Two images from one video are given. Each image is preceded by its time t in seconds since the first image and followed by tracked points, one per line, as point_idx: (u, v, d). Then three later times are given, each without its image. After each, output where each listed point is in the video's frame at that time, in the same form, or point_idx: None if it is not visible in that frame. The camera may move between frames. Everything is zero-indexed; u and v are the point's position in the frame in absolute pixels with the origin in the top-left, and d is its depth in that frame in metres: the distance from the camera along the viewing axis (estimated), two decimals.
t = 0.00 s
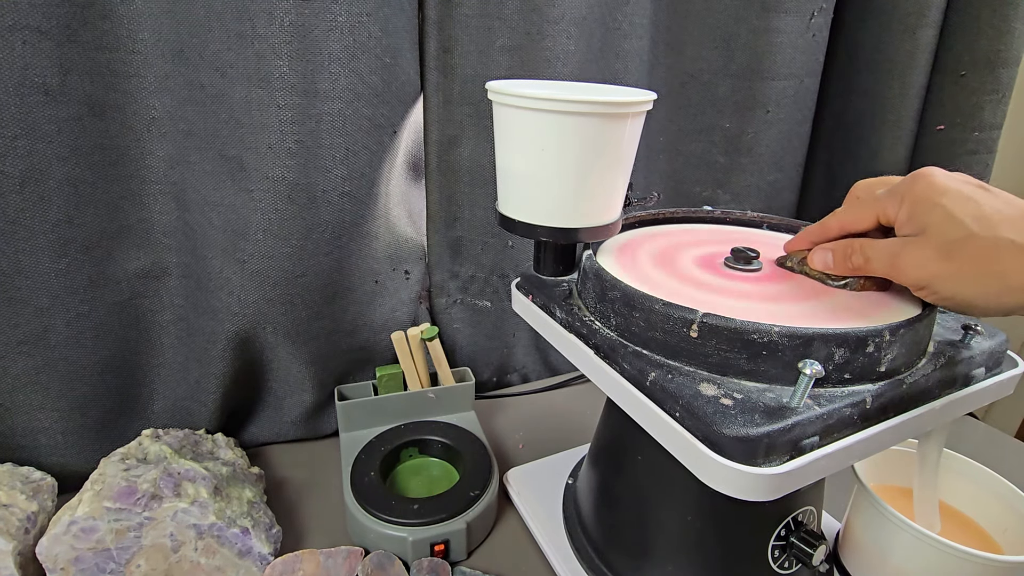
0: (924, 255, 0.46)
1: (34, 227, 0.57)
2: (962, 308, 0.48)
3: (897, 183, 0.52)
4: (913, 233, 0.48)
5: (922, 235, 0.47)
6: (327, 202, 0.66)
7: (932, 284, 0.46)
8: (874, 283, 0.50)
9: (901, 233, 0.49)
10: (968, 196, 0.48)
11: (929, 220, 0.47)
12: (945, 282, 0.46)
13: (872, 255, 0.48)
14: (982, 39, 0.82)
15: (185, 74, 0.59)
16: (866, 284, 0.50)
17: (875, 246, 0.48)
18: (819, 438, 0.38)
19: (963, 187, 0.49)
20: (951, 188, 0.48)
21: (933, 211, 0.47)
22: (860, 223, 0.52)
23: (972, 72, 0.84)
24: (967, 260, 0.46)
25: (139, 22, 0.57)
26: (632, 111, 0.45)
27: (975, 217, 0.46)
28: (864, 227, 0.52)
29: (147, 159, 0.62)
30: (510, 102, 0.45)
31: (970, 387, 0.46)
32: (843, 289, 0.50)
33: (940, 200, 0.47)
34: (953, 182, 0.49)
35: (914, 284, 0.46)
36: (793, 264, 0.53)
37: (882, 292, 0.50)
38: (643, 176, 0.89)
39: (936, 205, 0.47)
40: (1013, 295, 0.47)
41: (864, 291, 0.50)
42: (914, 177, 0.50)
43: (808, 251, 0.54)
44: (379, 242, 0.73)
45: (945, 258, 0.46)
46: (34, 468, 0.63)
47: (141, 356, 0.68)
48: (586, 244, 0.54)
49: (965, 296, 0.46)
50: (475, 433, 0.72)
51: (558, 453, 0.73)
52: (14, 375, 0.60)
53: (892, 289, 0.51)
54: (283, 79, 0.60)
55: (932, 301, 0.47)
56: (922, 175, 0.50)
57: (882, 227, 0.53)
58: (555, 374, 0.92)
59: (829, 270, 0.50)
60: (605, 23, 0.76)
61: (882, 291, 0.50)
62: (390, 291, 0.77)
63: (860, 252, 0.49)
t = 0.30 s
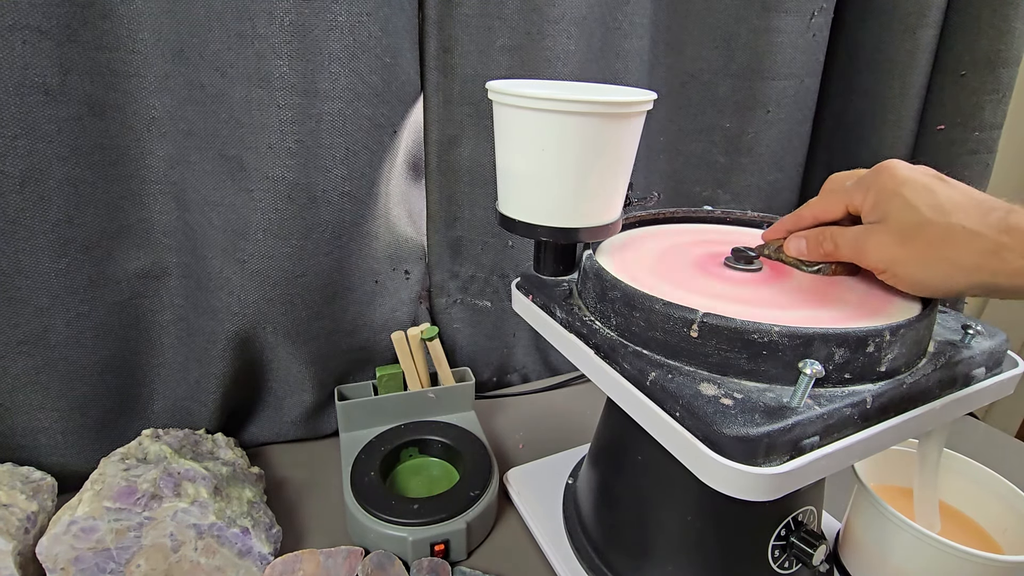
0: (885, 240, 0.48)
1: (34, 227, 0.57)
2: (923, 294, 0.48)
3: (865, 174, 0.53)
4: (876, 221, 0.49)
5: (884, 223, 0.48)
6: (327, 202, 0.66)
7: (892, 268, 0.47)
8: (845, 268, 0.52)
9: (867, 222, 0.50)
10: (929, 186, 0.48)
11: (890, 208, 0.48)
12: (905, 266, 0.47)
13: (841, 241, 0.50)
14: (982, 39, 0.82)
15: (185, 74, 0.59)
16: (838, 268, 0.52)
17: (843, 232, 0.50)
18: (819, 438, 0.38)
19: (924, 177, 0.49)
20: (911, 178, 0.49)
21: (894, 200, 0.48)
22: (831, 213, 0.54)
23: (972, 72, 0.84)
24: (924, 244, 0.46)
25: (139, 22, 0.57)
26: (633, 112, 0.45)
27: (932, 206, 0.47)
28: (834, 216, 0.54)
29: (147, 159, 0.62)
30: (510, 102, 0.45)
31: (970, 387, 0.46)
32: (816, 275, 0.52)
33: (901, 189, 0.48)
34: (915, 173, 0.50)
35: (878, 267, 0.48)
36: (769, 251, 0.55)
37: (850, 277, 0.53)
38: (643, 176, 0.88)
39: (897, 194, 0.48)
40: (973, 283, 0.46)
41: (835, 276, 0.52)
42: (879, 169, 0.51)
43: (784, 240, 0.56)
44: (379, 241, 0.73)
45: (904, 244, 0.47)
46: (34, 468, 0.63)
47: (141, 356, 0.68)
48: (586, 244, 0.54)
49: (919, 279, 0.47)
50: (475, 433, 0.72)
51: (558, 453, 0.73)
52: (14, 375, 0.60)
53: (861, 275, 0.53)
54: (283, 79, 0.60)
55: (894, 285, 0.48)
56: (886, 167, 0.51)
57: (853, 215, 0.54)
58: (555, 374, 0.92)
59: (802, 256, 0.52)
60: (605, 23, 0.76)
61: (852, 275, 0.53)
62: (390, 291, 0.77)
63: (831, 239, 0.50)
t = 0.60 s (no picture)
0: (856, 231, 0.50)
1: (34, 227, 0.57)
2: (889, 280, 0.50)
3: (837, 167, 0.55)
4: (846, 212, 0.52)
5: (853, 214, 0.51)
6: (327, 202, 0.66)
7: (861, 257, 0.50)
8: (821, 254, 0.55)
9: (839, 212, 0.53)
10: (893, 179, 0.51)
11: (858, 201, 0.51)
12: (872, 255, 0.49)
13: (816, 231, 0.52)
14: (982, 39, 0.82)
15: (185, 74, 0.59)
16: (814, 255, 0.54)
17: (819, 222, 0.52)
18: (819, 438, 0.38)
19: (889, 170, 0.52)
20: (877, 171, 0.51)
21: (861, 192, 0.51)
22: (805, 205, 0.55)
23: (972, 72, 0.84)
24: (888, 233, 0.49)
25: (139, 22, 0.57)
26: (633, 111, 0.45)
27: (894, 197, 0.50)
28: (809, 207, 0.55)
29: (147, 159, 0.62)
30: (510, 102, 0.45)
31: (970, 387, 0.46)
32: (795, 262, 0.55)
33: (867, 182, 0.51)
34: (881, 166, 0.52)
35: (848, 256, 0.51)
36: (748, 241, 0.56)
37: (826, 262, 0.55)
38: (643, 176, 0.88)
39: (864, 187, 0.51)
40: (932, 267, 0.48)
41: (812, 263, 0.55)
42: (849, 163, 0.54)
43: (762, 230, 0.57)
44: (379, 241, 0.73)
45: (871, 233, 0.49)
46: (35, 468, 0.63)
47: (141, 356, 0.68)
48: (586, 244, 0.54)
49: (881, 265, 0.49)
50: (475, 433, 0.72)
51: (559, 453, 0.73)
52: (14, 375, 0.60)
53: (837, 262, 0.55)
54: (283, 79, 0.60)
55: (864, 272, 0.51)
56: (856, 161, 0.53)
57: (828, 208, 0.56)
58: (555, 374, 0.92)
59: (780, 246, 0.54)
60: (605, 23, 0.76)
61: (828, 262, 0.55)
62: (390, 291, 0.77)
63: (807, 228, 0.52)
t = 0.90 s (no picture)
0: (827, 224, 0.50)
1: (34, 227, 0.57)
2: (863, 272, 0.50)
3: (806, 164, 0.56)
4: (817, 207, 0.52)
5: (823, 208, 0.51)
6: (327, 202, 0.66)
7: (832, 249, 0.50)
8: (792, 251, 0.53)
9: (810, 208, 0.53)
10: (861, 173, 0.52)
11: (827, 195, 0.51)
12: (843, 248, 0.50)
13: (789, 227, 0.51)
14: (982, 39, 0.82)
15: (185, 74, 0.59)
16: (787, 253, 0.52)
17: (790, 218, 0.51)
18: (819, 438, 0.38)
19: (857, 164, 0.52)
20: (845, 165, 0.52)
21: (831, 186, 0.52)
22: (776, 201, 0.56)
23: (972, 72, 0.84)
24: (857, 225, 0.49)
25: (139, 22, 0.57)
26: (633, 111, 0.45)
27: (862, 189, 0.50)
28: (779, 203, 0.56)
29: (147, 159, 0.62)
30: (510, 102, 0.45)
31: (970, 387, 0.46)
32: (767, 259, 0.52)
33: (836, 176, 0.52)
34: (848, 161, 0.53)
35: (820, 250, 0.51)
36: (721, 240, 0.54)
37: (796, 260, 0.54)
38: (644, 176, 0.88)
39: (833, 181, 0.52)
40: (904, 258, 0.48)
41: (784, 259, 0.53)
42: (818, 159, 0.54)
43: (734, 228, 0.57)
44: (379, 241, 0.73)
45: (842, 226, 0.50)
46: (35, 468, 0.63)
47: (141, 355, 0.68)
48: (586, 244, 0.54)
49: (854, 257, 0.49)
50: (476, 433, 0.72)
51: (558, 453, 0.73)
52: (14, 375, 0.60)
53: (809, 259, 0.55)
54: (283, 79, 0.60)
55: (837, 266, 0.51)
56: (824, 157, 0.54)
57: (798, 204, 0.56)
58: (555, 374, 0.92)
59: (755, 243, 0.52)
60: (605, 23, 0.76)
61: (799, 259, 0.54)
62: (390, 291, 0.77)
63: (780, 224, 0.51)
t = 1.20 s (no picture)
0: (815, 221, 0.51)
1: (34, 227, 0.57)
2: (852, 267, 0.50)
3: (796, 159, 0.56)
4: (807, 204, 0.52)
5: (812, 205, 0.51)
6: (327, 202, 0.66)
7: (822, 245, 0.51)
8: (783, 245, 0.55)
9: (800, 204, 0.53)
10: (847, 169, 0.51)
11: (815, 192, 0.52)
12: (832, 243, 0.50)
13: (780, 223, 0.52)
14: (982, 39, 0.82)
15: (185, 74, 0.60)
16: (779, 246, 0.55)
17: (782, 214, 0.53)
18: (819, 438, 0.38)
19: (843, 159, 0.52)
20: (832, 162, 0.52)
21: (818, 183, 0.52)
22: (768, 196, 0.56)
23: (972, 72, 0.84)
24: (844, 221, 0.50)
25: (139, 22, 0.57)
26: (633, 111, 0.45)
27: (848, 186, 0.50)
28: (771, 199, 0.56)
29: (147, 159, 0.62)
30: (510, 102, 0.45)
31: (970, 387, 0.46)
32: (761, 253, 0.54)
33: (823, 173, 0.52)
34: (835, 157, 0.53)
35: (810, 245, 0.51)
36: (716, 236, 0.57)
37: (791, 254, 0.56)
38: (644, 176, 0.88)
39: (820, 178, 0.52)
40: (890, 253, 0.48)
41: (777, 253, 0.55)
42: (806, 155, 0.54)
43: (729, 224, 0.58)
44: (379, 241, 0.73)
45: (829, 222, 0.50)
46: (35, 468, 0.63)
47: (141, 356, 0.68)
48: (586, 244, 0.54)
49: (842, 252, 0.50)
50: (476, 433, 0.72)
51: (558, 453, 0.73)
52: (13, 375, 0.60)
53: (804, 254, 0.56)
54: (283, 79, 0.60)
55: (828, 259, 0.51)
56: (811, 153, 0.54)
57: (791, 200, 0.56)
58: (555, 374, 0.92)
59: (747, 238, 0.54)
60: (605, 23, 0.76)
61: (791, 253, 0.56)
62: (390, 291, 0.77)
63: (772, 220, 0.53)
